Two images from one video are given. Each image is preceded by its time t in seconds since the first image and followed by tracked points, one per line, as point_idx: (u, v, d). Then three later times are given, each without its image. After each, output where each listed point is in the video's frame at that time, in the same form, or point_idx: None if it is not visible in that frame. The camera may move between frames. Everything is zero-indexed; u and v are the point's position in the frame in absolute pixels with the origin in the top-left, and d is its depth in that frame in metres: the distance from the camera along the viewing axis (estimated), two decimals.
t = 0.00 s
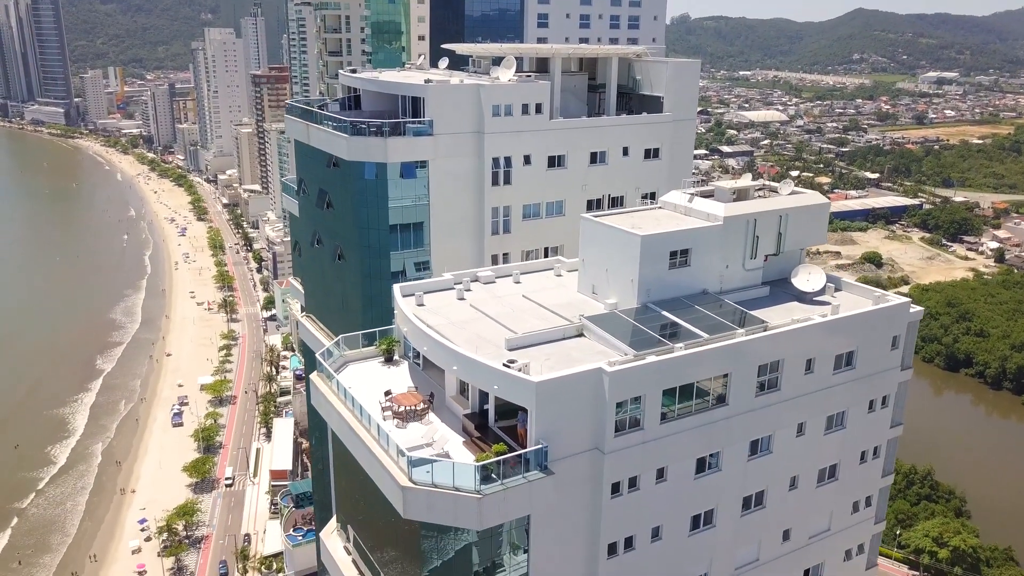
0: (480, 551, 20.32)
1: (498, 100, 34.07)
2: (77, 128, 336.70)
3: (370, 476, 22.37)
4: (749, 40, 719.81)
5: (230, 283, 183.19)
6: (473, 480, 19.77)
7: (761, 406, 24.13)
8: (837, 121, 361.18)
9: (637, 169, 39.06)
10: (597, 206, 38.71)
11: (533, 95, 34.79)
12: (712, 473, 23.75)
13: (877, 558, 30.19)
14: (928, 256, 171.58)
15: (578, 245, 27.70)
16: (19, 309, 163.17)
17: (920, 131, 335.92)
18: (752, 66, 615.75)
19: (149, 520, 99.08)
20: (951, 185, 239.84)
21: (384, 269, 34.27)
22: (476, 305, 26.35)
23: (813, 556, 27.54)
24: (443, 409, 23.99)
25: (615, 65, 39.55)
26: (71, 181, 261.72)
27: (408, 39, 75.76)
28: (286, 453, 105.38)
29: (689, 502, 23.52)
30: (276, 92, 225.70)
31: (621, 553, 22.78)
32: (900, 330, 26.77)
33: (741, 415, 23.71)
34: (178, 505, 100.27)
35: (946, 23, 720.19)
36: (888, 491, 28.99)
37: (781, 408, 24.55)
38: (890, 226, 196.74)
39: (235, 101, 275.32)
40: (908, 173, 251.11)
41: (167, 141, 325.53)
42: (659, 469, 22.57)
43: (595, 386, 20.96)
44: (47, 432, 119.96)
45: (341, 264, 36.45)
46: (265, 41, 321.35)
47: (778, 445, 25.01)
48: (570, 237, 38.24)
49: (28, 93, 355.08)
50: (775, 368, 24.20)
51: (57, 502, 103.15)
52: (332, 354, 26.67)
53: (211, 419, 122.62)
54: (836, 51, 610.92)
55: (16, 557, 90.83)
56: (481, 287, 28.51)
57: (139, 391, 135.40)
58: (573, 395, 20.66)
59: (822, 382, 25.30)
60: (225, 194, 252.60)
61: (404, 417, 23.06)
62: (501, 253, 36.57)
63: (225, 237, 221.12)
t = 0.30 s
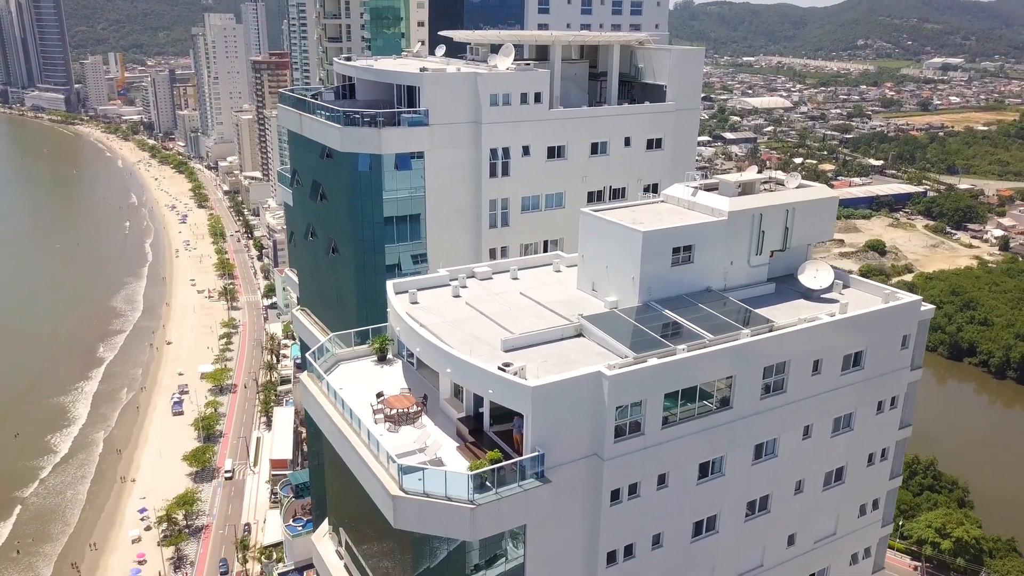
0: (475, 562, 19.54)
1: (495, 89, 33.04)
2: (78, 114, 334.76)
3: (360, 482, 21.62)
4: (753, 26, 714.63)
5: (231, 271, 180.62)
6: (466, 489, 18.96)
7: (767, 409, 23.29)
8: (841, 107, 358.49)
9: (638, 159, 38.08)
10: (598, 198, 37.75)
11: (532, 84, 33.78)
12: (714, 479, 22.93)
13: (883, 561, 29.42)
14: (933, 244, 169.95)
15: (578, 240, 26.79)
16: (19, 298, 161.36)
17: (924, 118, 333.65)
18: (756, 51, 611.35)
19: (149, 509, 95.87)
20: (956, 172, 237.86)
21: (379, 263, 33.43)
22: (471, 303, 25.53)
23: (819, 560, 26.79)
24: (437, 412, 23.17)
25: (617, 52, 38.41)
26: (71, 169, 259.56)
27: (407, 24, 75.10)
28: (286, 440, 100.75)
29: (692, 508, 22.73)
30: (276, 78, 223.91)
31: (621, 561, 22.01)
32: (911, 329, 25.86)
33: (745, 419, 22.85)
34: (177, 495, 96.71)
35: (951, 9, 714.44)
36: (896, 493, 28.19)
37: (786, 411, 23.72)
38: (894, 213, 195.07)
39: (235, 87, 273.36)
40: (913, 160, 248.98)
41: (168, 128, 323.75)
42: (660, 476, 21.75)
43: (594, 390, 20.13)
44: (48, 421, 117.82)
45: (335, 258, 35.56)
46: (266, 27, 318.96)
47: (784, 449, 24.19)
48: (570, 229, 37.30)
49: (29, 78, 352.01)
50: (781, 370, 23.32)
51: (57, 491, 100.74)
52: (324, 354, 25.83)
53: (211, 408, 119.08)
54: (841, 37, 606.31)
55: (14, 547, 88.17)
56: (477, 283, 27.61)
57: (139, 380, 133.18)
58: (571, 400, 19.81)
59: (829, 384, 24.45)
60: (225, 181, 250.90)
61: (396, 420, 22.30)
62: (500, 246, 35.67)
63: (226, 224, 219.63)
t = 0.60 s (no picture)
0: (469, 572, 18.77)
1: (492, 78, 32.04)
2: (79, 100, 332.72)
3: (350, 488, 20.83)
4: (756, 11, 709.38)
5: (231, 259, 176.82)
6: (458, 500, 18.17)
7: (773, 412, 22.45)
8: (844, 94, 355.74)
9: (640, 149, 37.08)
10: (599, 190, 36.73)
11: (530, 72, 32.73)
12: (717, 485, 22.13)
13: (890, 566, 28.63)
14: (936, 232, 168.22)
15: (577, 236, 25.87)
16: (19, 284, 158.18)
17: (929, 104, 331.11)
18: (759, 37, 606.95)
19: (149, 498, 91.50)
20: (961, 160, 235.88)
21: (373, 258, 32.60)
22: (465, 301, 24.71)
23: (824, 565, 26.01)
24: (429, 416, 22.37)
25: (618, 40, 37.18)
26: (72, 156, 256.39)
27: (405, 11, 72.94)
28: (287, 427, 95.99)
29: (694, 515, 21.95)
30: (276, 64, 222.03)
31: (621, 571, 21.24)
32: (921, 328, 24.98)
33: (750, 423, 22.02)
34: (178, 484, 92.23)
35: None
36: (904, 496, 27.39)
37: (792, 415, 22.87)
38: (898, 201, 193.32)
39: (235, 74, 271.24)
40: (918, 147, 246.85)
41: (169, 114, 321.60)
42: (661, 482, 20.95)
43: (593, 396, 19.31)
44: (48, 408, 113.26)
45: (328, 251, 34.72)
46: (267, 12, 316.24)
47: (790, 453, 23.36)
48: (570, 222, 36.33)
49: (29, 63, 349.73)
50: (787, 372, 22.48)
51: (56, 480, 95.81)
52: (315, 353, 25.02)
53: (211, 396, 114.11)
54: (845, 22, 601.60)
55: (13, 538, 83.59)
56: (472, 280, 26.73)
57: (140, 367, 128.17)
58: (568, 406, 19.00)
59: (837, 386, 23.59)
60: (226, 167, 248.98)
61: (387, 424, 21.50)
62: (497, 240, 34.71)
63: (227, 211, 217.94)
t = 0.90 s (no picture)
0: None
1: (491, 64, 31.01)
2: (80, 83, 330.60)
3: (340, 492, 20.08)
4: None
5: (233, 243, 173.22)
6: (451, 508, 17.42)
7: (779, 414, 21.63)
8: (850, 76, 352.39)
9: (644, 137, 36.06)
10: (601, 178, 35.81)
11: (530, 58, 31.67)
12: (721, 490, 21.37)
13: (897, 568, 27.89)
14: (941, 217, 166.44)
15: (577, 229, 25.01)
16: (21, 270, 155.78)
17: (936, 87, 327.90)
18: (765, 19, 601.15)
19: (149, 484, 87.97)
20: (967, 143, 233.44)
21: (368, 250, 31.76)
22: (461, 297, 23.87)
23: (830, 568, 25.29)
24: (423, 417, 21.64)
25: (620, 25, 36.03)
26: (73, 140, 253.82)
27: None
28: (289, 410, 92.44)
29: (696, 520, 21.20)
30: (277, 46, 219.88)
31: None
32: (934, 326, 24.09)
33: (755, 426, 21.21)
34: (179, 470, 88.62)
35: None
36: (913, 497, 26.62)
37: (799, 417, 22.05)
38: (903, 185, 191.30)
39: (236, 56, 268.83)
40: (924, 130, 244.35)
41: (171, 97, 319.26)
42: (662, 488, 20.19)
43: (592, 400, 18.52)
44: (48, 392, 110.19)
45: (323, 242, 33.87)
46: None
47: (797, 455, 22.57)
48: (571, 213, 35.39)
49: (30, 47, 348.34)
50: (795, 373, 21.64)
51: (56, 465, 92.32)
52: (307, 349, 24.17)
53: (211, 381, 110.03)
54: (851, 4, 595.39)
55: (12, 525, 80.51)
56: (469, 274, 25.87)
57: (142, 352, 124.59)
58: (565, 412, 18.17)
59: (845, 386, 22.76)
60: (227, 151, 247.11)
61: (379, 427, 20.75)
62: (496, 231, 33.77)
63: (228, 195, 216.32)
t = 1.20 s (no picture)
0: None
1: (488, 49, 29.98)
2: (81, 63, 328.38)
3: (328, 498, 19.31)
4: None
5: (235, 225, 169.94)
6: (442, 517, 16.70)
7: (785, 416, 20.82)
8: (857, 57, 348.79)
9: (646, 123, 35.04)
10: (602, 166, 34.84)
11: (530, 41, 30.61)
12: (724, 493, 20.63)
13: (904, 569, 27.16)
14: (947, 200, 164.64)
15: (577, 221, 24.09)
16: (19, 252, 153.22)
17: (943, 68, 324.43)
18: None
19: (151, 467, 84.04)
20: (975, 125, 230.88)
21: (363, 239, 30.92)
22: (455, 292, 23.06)
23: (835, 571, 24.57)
24: (416, 418, 20.89)
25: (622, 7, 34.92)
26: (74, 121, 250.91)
27: None
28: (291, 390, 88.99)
29: (697, 526, 20.46)
30: (278, 27, 217.76)
31: None
32: (946, 323, 23.22)
33: (760, 428, 20.44)
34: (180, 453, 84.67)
35: None
36: (921, 498, 25.88)
37: (807, 418, 21.24)
38: (909, 167, 189.21)
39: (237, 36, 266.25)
40: (931, 112, 241.72)
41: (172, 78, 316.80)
42: (664, 493, 19.43)
43: (590, 405, 17.71)
44: (49, 374, 107.04)
45: (316, 230, 33.06)
46: None
47: (803, 457, 21.81)
48: (572, 201, 34.44)
49: (30, 28, 347.48)
50: (802, 374, 20.80)
51: (57, 449, 88.87)
52: (297, 346, 23.33)
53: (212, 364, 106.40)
54: None
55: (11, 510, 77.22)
56: (465, 267, 25.03)
57: (144, 334, 121.32)
58: (560, 417, 17.35)
59: (854, 387, 21.93)
60: (229, 132, 245.29)
61: (369, 429, 20.06)
62: (493, 221, 32.79)
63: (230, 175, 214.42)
